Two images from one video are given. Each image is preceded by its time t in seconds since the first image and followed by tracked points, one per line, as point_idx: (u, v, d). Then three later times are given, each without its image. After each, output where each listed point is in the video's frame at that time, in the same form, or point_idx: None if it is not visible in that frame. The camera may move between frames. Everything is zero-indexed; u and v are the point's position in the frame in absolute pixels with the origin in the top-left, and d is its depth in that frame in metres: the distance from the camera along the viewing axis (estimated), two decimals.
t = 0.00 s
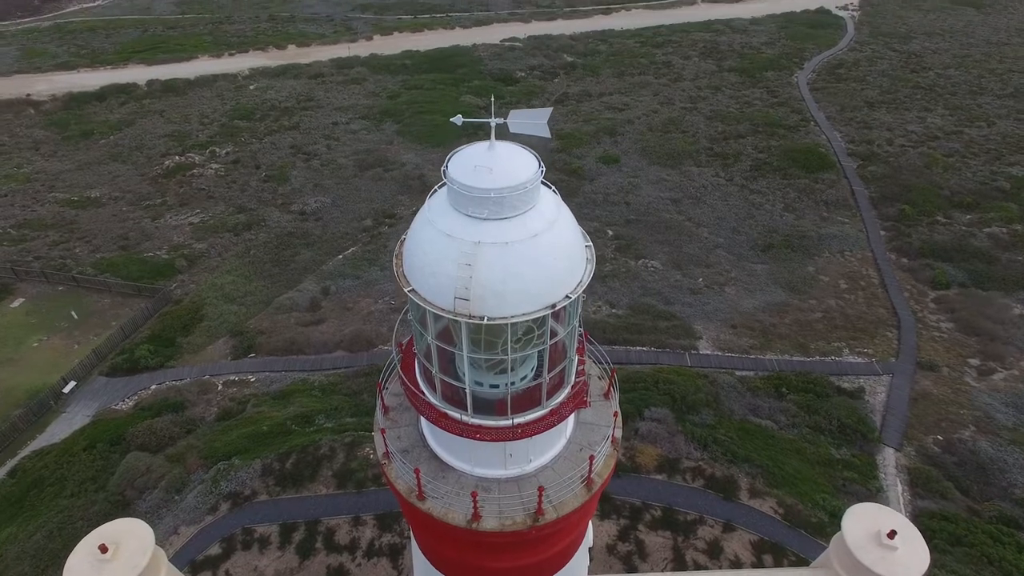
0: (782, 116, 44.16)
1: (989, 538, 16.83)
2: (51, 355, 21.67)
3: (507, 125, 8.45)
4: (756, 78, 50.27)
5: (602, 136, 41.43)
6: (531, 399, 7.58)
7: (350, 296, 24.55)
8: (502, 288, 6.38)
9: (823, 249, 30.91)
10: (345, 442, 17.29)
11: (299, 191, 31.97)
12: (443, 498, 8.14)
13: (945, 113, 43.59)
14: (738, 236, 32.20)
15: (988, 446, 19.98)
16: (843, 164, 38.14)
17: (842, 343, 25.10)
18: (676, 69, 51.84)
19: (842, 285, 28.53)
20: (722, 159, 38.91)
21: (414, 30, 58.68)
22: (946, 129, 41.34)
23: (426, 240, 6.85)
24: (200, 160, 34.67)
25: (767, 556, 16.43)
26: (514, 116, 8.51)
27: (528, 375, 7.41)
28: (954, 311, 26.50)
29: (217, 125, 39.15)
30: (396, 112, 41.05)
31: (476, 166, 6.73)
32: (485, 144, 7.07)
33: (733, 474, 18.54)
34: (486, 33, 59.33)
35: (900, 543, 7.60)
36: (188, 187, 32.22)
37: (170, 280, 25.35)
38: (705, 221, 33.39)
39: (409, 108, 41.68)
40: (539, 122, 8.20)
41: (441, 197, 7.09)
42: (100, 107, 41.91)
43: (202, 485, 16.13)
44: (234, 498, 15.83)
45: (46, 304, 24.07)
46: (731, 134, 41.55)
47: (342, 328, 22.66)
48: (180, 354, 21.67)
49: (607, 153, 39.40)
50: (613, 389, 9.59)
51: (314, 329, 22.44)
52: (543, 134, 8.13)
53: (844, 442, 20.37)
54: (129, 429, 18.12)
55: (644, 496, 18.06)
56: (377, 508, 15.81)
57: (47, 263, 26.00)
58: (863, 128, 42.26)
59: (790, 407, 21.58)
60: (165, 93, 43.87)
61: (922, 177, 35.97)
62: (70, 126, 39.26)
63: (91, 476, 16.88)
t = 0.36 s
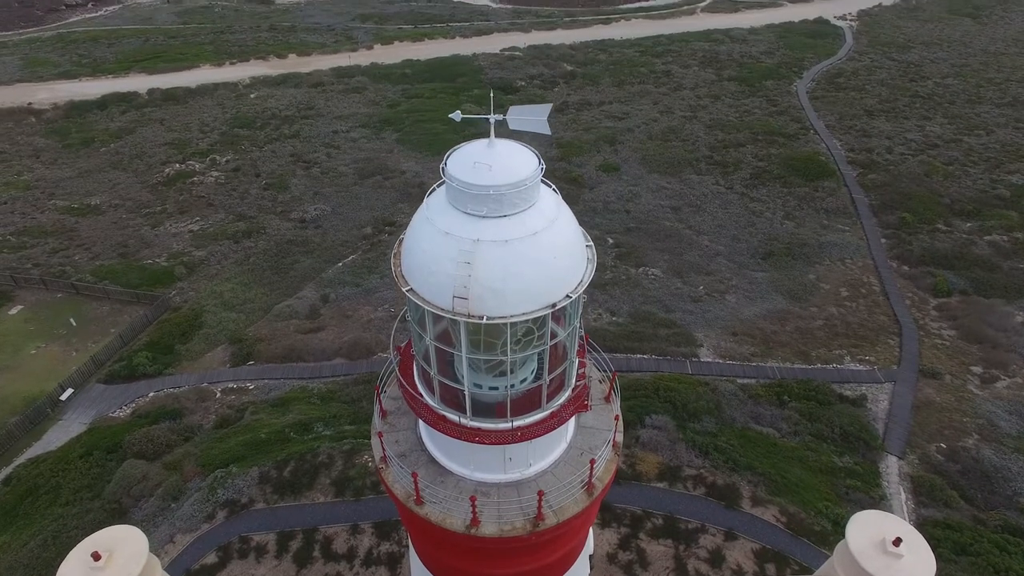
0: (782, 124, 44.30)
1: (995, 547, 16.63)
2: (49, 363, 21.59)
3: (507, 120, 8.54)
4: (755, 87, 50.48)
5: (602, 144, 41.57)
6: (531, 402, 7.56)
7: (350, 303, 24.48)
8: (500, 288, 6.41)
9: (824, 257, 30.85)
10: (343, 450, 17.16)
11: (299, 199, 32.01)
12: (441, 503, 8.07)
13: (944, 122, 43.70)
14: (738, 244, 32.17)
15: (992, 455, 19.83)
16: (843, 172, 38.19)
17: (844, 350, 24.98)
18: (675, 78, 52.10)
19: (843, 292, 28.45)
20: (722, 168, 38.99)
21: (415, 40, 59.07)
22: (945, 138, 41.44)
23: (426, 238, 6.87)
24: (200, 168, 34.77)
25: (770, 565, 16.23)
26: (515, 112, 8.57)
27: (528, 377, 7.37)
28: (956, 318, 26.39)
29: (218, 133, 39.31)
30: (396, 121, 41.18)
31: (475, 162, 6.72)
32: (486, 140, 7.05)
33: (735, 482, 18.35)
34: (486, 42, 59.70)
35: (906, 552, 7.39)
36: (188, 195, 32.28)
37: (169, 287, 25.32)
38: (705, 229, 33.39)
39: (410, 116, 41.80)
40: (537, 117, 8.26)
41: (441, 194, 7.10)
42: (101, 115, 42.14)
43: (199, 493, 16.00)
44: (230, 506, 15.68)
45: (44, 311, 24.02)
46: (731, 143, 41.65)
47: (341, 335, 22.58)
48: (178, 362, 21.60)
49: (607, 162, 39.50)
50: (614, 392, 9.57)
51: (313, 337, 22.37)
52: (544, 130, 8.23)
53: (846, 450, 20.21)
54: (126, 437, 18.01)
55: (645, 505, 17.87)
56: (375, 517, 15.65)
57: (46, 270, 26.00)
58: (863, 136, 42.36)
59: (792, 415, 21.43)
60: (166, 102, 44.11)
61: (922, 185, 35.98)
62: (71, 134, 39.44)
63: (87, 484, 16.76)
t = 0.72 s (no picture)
0: (782, 132, 44.41)
1: (1001, 556, 16.43)
2: (46, 370, 21.51)
3: (505, 116, 8.56)
4: (755, 95, 50.66)
5: (602, 152, 41.68)
6: (531, 403, 7.49)
7: (349, 310, 24.41)
8: (500, 286, 6.37)
9: (824, 264, 30.78)
10: (342, 457, 17.02)
11: (299, 207, 32.05)
12: (439, 507, 7.97)
13: (943, 130, 43.80)
14: (739, 251, 32.13)
15: (996, 462, 19.66)
16: (843, 179, 38.20)
17: (845, 357, 24.85)
18: (675, 86, 52.32)
19: (844, 300, 28.36)
20: (722, 175, 39.04)
21: (415, 50, 59.42)
22: (945, 146, 41.51)
23: (425, 236, 6.85)
24: (200, 175, 34.85)
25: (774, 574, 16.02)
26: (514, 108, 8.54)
27: (528, 378, 7.30)
28: (958, 325, 26.28)
29: (218, 141, 39.45)
30: (396, 129, 41.29)
31: (474, 159, 6.72)
32: (485, 137, 7.06)
33: (737, 490, 18.18)
34: (487, 52, 60.02)
35: (912, 559, 7.22)
36: (188, 203, 32.33)
37: (168, 294, 25.28)
38: (705, 236, 33.38)
39: (410, 124, 41.93)
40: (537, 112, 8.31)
41: (440, 191, 7.09)
42: (102, 124, 42.34)
43: (196, 501, 15.85)
44: (228, 513, 15.53)
45: (43, 318, 23.96)
46: (731, 151, 41.74)
47: (340, 342, 22.50)
48: (177, 369, 21.52)
49: (607, 170, 39.58)
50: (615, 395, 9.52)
51: (312, 344, 22.29)
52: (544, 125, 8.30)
53: (849, 457, 20.03)
54: (123, 444, 17.89)
55: (647, 513, 17.68)
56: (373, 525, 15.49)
57: (45, 277, 25.99)
58: (863, 144, 42.43)
59: (793, 422, 21.28)
60: (167, 110, 44.33)
61: (922, 192, 35.98)
62: (71, 142, 39.60)
63: (83, 491, 16.63)
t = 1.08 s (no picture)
0: (781, 140, 44.52)
1: (1007, 565, 16.24)
2: (43, 377, 21.43)
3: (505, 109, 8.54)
4: (754, 104, 50.86)
5: (602, 160, 41.79)
6: (530, 404, 7.42)
7: (348, 318, 24.33)
8: (499, 283, 6.33)
9: (825, 271, 30.71)
10: (340, 464, 16.86)
11: (298, 214, 32.07)
12: (437, 510, 7.88)
13: (942, 138, 43.90)
14: (739, 259, 32.09)
15: (1000, 470, 19.49)
16: (843, 186, 38.22)
17: (847, 365, 24.72)
18: (675, 95, 52.55)
19: (846, 307, 28.27)
20: (722, 183, 39.09)
21: (416, 59, 59.76)
22: (944, 154, 41.60)
23: (423, 232, 6.82)
24: (200, 183, 34.93)
25: None
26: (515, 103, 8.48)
27: (528, 379, 7.23)
28: (960, 332, 26.18)
29: (219, 149, 39.58)
30: (396, 137, 41.40)
31: (473, 154, 6.72)
32: (485, 133, 7.05)
33: (739, 497, 17.99)
34: (486, 61, 60.36)
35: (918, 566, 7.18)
36: (188, 210, 32.38)
37: (167, 301, 25.23)
38: (705, 244, 33.36)
39: (410, 132, 42.06)
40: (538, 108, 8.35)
41: (439, 187, 7.06)
42: (103, 132, 42.53)
43: (193, 508, 15.71)
44: (225, 521, 15.38)
45: (40, 325, 23.91)
46: (731, 159, 41.83)
47: (340, 350, 22.41)
48: (175, 376, 21.43)
49: (607, 178, 39.66)
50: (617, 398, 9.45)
51: (311, 351, 22.20)
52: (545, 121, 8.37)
53: (852, 465, 19.87)
54: (120, 451, 17.77)
55: (648, 520, 17.49)
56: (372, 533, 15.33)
57: (44, 284, 25.98)
58: (862, 152, 42.51)
59: (795, 430, 21.12)
60: (168, 118, 44.54)
61: (922, 200, 35.99)
62: (72, 150, 39.76)
63: (79, 499, 16.51)
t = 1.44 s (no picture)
0: (781, 148, 44.63)
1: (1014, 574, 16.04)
2: (41, 383, 21.36)
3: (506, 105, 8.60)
4: (754, 112, 51.05)
5: (602, 168, 41.90)
6: (530, 405, 7.36)
7: (348, 325, 24.27)
8: (498, 280, 6.28)
9: (826, 278, 30.64)
10: (339, 471, 16.72)
11: (298, 222, 32.10)
12: (435, 514, 7.78)
13: (942, 146, 43.99)
14: (740, 266, 32.05)
15: (1005, 478, 19.31)
16: (843, 194, 38.24)
17: (849, 372, 24.58)
18: (674, 104, 52.76)
19: (847, 314, 28.18)
20: (722, 191, 39.12)
21: (416, 68, 60.09)
22: (944, 162, 41.65)
23: (422, 229, 6.79)
24: (200, 191, 35.02)
25: None
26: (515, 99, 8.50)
27: (528, 380, 7.17)
28: (962, 339, 26.06)
29: (219, 157, 39.72)
30: (397, 145, 41.51)
31: (472, 149, 6.67)
32: (484, 129, 7.02)
33: (741, 504, 17.82)
34: (487, 70, 60.70)
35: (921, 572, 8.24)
36: (188, 217, 32.43)
37: (166, 308, 25.19)
38: (706, 251, 33.33)
39: (410, 140, 42.19)
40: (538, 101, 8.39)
41: (438, 183, 7.02)
42: (104, 140, 42.71)
43: (189, 516, 15.56)
44: (222, 529, 15.24)
45: (39, 331, 23.86)
46: (731, 167, 41.91)
47: (339, 357, 22.32)
48: (174, 383, 21.35)
49: (608, 186, 39.72)
50: (618, 401, 9.39)
51: (310, 358, 22.11)
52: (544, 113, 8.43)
53: (855, 472, 19.70)
54: (116, 458, 17.66)
55: (649, 528, 17.32)
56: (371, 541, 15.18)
57: (43, 291, 25.97)
58: (862, 160, 42.59)
59: (798, 437, 20.96)
60: (169, 126, 44.74)
61: (922, 207, 35.98)
62: (73, 158, 39.90)
63: (74, 506, 16.40)
